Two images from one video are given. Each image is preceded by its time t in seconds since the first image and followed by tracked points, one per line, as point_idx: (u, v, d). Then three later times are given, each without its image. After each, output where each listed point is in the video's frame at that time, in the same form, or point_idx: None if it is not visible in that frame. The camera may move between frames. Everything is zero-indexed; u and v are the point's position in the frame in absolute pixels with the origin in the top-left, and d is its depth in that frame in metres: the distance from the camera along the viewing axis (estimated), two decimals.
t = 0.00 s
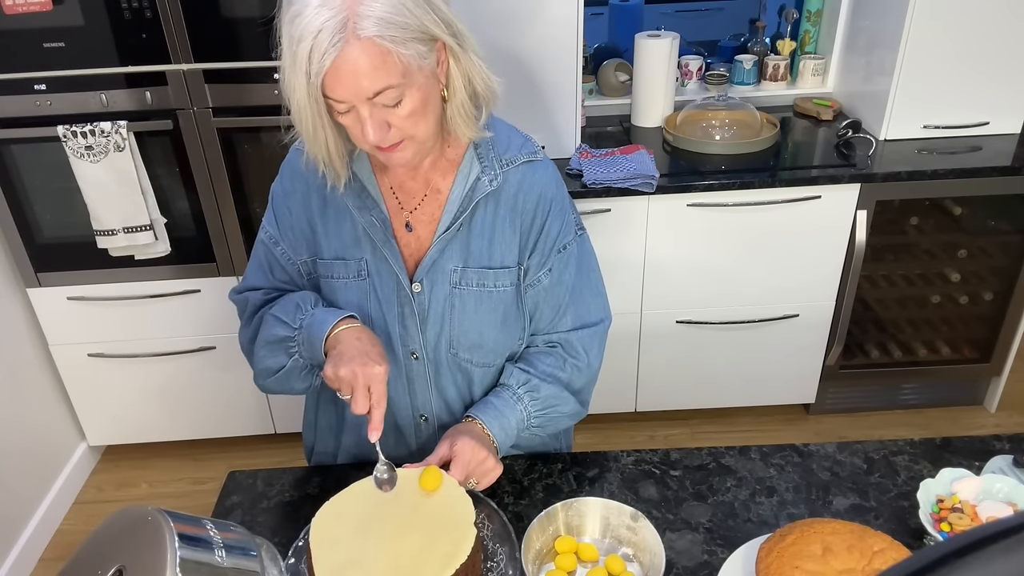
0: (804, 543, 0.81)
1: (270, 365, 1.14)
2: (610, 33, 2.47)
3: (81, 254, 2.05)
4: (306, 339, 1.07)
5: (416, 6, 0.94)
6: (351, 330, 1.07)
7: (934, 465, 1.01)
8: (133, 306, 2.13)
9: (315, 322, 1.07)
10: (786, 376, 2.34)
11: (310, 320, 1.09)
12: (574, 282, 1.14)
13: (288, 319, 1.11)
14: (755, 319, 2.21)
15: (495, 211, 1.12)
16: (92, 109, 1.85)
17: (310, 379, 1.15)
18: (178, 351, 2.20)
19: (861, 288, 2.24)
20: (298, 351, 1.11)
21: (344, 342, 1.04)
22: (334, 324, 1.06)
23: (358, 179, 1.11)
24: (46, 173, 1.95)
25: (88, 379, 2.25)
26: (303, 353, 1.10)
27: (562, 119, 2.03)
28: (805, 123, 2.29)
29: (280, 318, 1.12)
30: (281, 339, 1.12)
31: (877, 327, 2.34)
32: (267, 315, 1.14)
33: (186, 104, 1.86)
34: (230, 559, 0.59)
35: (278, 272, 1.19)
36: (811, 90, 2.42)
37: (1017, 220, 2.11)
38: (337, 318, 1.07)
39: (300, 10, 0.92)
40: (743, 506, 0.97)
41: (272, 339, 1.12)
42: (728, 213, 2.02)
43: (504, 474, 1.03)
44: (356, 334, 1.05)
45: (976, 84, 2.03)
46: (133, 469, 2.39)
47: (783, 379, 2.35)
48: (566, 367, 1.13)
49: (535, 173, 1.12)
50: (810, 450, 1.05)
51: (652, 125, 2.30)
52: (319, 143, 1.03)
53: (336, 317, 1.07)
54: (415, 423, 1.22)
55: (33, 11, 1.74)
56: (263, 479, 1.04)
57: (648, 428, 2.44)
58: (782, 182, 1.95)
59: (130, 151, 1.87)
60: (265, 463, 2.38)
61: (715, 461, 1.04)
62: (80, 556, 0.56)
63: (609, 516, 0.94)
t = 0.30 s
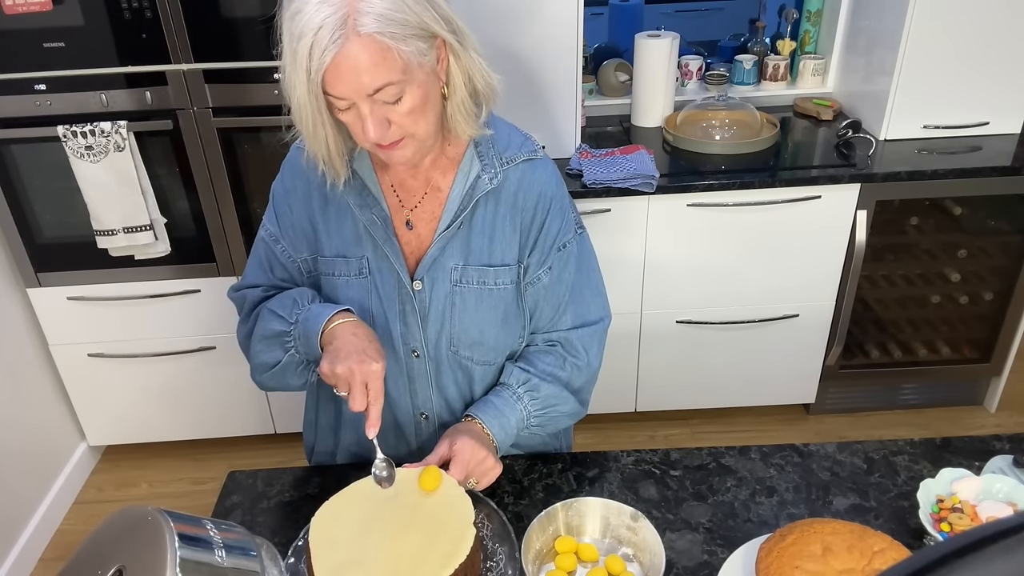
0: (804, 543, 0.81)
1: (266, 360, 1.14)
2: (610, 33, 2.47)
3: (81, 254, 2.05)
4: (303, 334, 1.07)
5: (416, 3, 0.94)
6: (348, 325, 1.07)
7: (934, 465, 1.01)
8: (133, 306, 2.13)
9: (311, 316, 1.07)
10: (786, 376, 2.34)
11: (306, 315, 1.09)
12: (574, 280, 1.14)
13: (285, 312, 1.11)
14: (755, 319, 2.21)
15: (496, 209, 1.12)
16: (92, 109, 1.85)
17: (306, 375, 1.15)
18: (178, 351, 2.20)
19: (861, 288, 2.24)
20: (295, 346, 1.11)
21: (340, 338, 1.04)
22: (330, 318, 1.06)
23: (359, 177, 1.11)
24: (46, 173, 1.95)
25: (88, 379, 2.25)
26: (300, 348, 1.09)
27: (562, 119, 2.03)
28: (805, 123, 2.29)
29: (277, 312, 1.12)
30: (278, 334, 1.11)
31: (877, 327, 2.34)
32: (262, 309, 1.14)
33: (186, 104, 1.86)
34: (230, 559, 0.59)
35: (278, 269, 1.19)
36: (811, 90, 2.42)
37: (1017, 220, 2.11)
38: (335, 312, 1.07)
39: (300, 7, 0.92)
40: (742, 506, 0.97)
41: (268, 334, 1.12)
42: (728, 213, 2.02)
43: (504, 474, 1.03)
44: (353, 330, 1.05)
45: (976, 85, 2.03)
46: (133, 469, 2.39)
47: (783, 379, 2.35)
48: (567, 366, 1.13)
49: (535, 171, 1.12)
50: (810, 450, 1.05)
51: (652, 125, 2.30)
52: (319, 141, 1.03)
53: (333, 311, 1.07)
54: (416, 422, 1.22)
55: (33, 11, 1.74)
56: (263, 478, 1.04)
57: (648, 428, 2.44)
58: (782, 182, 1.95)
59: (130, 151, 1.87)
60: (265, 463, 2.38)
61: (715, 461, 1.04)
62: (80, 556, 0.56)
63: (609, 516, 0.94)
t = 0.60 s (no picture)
0: (804, 544, 0.81)
1: (253, 361, 1.14)
2: (610, 33, 2.47)
3: (81, 254, 2.05)
4: (286, 336, 1.07)
5: (421, 2, 0.94)
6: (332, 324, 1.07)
7: (934, 465, 1.01)
8: (133, 306, 2.13)
9: (294, 317, 1.07)
10: (786, 376, 2.34)
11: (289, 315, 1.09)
12: (573, 280, 1.14)
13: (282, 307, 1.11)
14: (756, 319, 2.21)
15: (496, 209, 1.12)
16: (92, 109, 1.85)
17: (293, 375, 1.15)
18: (178, 351, 2.20)
19: (861, 288, 2.24)
20: (280, 346, 1.11)
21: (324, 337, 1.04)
22: (313, 318, 1.06)
23: (360, 175, 1.11)
24: (46, 173, 1.95)
25: (88, 379, 2.25)
26: (284, 349, 1.09)
27: (562, 119, 2.03)
28: (805, 123, 2.29)
29: (262, 312, 1.12)
30: (263, 334, 1.11)
31: (877, 327, 2.34)
32: (249, 309, 1.14)
33: (186, 104, 1.86)
34: (230, 559, 0.59)
35: (277, 268, 1.18)
36: (811, 90, 2.42)
37: (1017, 219, 2.11)
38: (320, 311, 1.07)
39: (305, 5, 0.92)
40: (743, 506, 0.97)
41: (254, 334, 1.12)
42: (728, 213, 2.02)
43: (503, 473, 1.03)
44: (336, 330, 1.05)
45: (976, 84, 2.03)
46: (133, 469, 2.39)
47: (783, 379, 2.35)
48: (566, 366, 1.13)
49: (536, 172, 1.12)
50: (810, 450, 1.05)
51: (651, 125, 2.30)
52: (323, 139, 1.03)
53: (316, 310, 1.07)
54: (415, 421, 1.22)
55: (33, 11, 1.74)
56: (263, 478, 1.04)
57: (648, 428, 2.44)
58: (782, 182, 1.95)
59: (130, 151, 1.87)
60: (265, 463, 2.38)
61: (715, 461, 1.04)
62: (80, 556, 0.56)
63: (609, 516, 0.94)
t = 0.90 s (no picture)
0: (804, 543, 0.81)
1: (267, 371, 1.14)
2: (610, 33, 2.47)
3: (81, 254, 2.05)
4: (300, 347, 1.07)
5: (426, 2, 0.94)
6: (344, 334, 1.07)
7: (934, 465, 1.01)
8: (133, 306, 2.13)
9: (308, 329, 1.07)
10: (786, 376, 2.34)
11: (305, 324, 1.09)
12: (574, 281, 1.14)
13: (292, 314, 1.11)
14: (755, 319, 2.21)
15: (497, 209, 1.12)
16: (92, 109, 1.85)
17: (309, 381, 1.15)
18: (178, 351, 2.20)
19: (861, 288, 2.24)
20: (295, 357, 1.11)
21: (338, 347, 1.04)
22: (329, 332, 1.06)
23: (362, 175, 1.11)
24: (46, 173, 1.95)
25: (88, 379, 2.25)
26: (299, 359, 1.10)
27: (562, 119, 2.03)
28: (805, 123, 2.29)
29: (273, 325, 1.11)
30: (278, 346, 1.11)
31: (877, 327, 2.34)
32: (261, 322, 1.14)
33: (186, 104, 1.86)
34: (230, 559, 0.59)
35: (277, 267, 1.18)
36: (811, 90, 2.42)
37: (1017, 220, 2.11)
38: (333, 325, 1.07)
39: (312, 4, 0.92)
40: (743, 506, 0.97)
41: (268, 345, 1.12)
42: (728, 213, 2.02)
43: (503, 474, 1.03)
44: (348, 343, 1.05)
45: (976, 84, 2.03)
46: (133, 469, 2.39)
47: (783, 379, 2.35)
48: (566, 367, 1.13)
49: (537, 172, 1.12)
50: (810, 450, 1.05)
51: (651, 125, 2.30)
52: (327, 137, 1.03)
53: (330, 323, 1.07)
54: (415, 421, 1.22)
55: (33, 11, 1.74)
56: (263, 478, 1.04)
57: (648, 428, 2.44)
58: (782, 182, 1.95)
59: (130, 151, 1.87)
60: (265, 463, 2.38)
61: (715, 461, 1.04)
62: (80, 556, 0.56)
63: (609, 516, 0.94)
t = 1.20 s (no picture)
0: (804, 543, 0.81)
1: (254, 359, 1.14)
2: (610, 33, 2.47)
3: (81, 254, 2.05)
4: (289, 333, 1.07)
5: None
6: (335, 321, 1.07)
7: (934, 465, 1.01)
8: (134, 306, 2.13)
9: (298, 315, 1.07)
10: (786, 376, 2.34)
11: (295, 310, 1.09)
12: (574, 277, 1.13)
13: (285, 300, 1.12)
14: (755, 319, 2.21)
15: (497, 204, 1.12)
16: (92, 109, 1.85)
17: (296, 373, 1.14)
18: (178, 351, 2.20)
19: (861, 288, 2.24)
20: (283, 345, 1.10)
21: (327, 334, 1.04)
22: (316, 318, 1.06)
23: (361, 169, 1.11)
24: (46, 173, 1.95)
25: (88, 379, 2.25)
26: (288, 347, 1.09)
27: (562, 119, 2.03)
28: (805, 123, 2.29)
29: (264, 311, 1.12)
30: (268, 331, 1.11)
31: (877, 327, 2.34)
32: (252, 307, 1.14)
33: (186, 104, 1.86)
34: (230, 559, 0.59)
35: (276, 262, 1.18)
36: (811, 90, 2.42)
37: (1017, 220, 2.11)
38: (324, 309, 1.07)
39: None
40: (743, 506, 0.97)
41: (257, 331, 1.12)
42: (728, 213, 2.02)
43: (504, 474, 1.03)
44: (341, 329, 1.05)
45: (976, 84, 2.03)
46: (133, 469, 2.39)
47: (783, 379, 2.35)
48: (567, 365, 1.13)
49: (537, 168, 1.12)
50: (810, 450, 1.05)
51: (651, 125, 2.30)
52: (330, 126, 1.04)
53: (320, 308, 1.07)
54: (414, 418, 1.22)
55: (33, 11, 1.74)
56: (263, 478, 1.04)
57: (648, 428, 2.44)
58: (782, 182, 1.95)
59: (130, 151, 1.87)
60: (265, 463, 2.38)
61: (715, 461, 1.04)
62: (80, 555, 0.56)
63: (609, 516, 0.94)
